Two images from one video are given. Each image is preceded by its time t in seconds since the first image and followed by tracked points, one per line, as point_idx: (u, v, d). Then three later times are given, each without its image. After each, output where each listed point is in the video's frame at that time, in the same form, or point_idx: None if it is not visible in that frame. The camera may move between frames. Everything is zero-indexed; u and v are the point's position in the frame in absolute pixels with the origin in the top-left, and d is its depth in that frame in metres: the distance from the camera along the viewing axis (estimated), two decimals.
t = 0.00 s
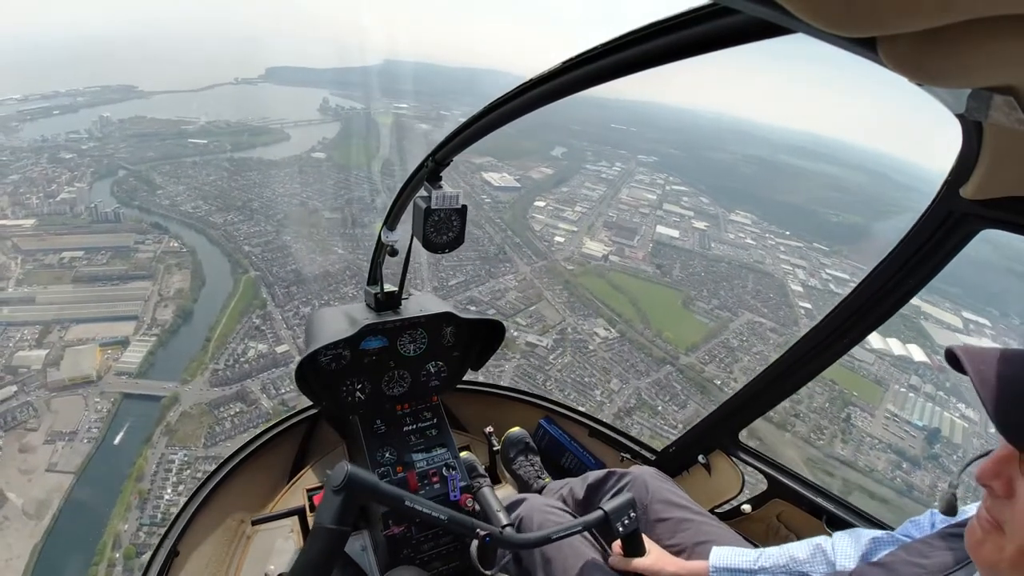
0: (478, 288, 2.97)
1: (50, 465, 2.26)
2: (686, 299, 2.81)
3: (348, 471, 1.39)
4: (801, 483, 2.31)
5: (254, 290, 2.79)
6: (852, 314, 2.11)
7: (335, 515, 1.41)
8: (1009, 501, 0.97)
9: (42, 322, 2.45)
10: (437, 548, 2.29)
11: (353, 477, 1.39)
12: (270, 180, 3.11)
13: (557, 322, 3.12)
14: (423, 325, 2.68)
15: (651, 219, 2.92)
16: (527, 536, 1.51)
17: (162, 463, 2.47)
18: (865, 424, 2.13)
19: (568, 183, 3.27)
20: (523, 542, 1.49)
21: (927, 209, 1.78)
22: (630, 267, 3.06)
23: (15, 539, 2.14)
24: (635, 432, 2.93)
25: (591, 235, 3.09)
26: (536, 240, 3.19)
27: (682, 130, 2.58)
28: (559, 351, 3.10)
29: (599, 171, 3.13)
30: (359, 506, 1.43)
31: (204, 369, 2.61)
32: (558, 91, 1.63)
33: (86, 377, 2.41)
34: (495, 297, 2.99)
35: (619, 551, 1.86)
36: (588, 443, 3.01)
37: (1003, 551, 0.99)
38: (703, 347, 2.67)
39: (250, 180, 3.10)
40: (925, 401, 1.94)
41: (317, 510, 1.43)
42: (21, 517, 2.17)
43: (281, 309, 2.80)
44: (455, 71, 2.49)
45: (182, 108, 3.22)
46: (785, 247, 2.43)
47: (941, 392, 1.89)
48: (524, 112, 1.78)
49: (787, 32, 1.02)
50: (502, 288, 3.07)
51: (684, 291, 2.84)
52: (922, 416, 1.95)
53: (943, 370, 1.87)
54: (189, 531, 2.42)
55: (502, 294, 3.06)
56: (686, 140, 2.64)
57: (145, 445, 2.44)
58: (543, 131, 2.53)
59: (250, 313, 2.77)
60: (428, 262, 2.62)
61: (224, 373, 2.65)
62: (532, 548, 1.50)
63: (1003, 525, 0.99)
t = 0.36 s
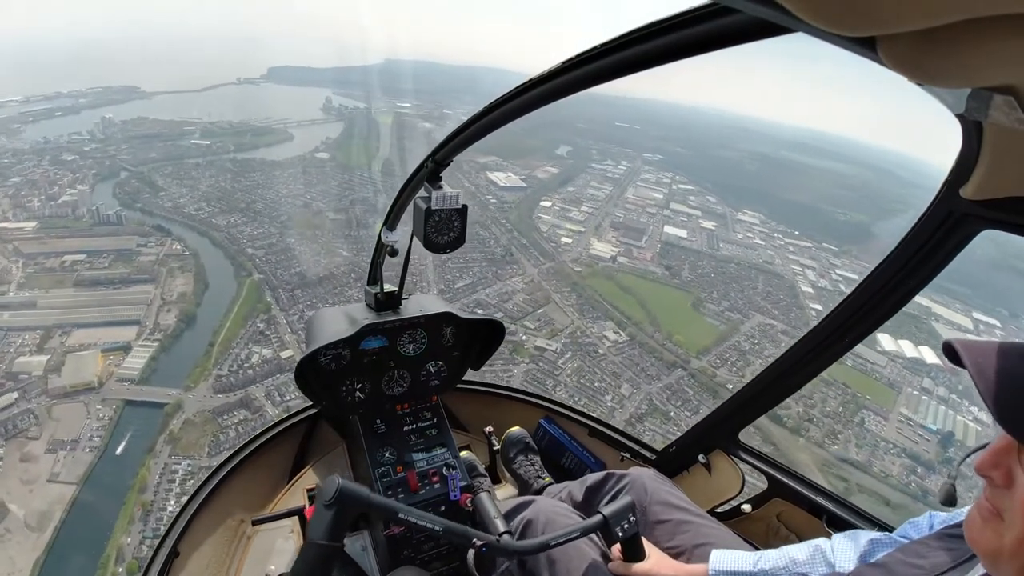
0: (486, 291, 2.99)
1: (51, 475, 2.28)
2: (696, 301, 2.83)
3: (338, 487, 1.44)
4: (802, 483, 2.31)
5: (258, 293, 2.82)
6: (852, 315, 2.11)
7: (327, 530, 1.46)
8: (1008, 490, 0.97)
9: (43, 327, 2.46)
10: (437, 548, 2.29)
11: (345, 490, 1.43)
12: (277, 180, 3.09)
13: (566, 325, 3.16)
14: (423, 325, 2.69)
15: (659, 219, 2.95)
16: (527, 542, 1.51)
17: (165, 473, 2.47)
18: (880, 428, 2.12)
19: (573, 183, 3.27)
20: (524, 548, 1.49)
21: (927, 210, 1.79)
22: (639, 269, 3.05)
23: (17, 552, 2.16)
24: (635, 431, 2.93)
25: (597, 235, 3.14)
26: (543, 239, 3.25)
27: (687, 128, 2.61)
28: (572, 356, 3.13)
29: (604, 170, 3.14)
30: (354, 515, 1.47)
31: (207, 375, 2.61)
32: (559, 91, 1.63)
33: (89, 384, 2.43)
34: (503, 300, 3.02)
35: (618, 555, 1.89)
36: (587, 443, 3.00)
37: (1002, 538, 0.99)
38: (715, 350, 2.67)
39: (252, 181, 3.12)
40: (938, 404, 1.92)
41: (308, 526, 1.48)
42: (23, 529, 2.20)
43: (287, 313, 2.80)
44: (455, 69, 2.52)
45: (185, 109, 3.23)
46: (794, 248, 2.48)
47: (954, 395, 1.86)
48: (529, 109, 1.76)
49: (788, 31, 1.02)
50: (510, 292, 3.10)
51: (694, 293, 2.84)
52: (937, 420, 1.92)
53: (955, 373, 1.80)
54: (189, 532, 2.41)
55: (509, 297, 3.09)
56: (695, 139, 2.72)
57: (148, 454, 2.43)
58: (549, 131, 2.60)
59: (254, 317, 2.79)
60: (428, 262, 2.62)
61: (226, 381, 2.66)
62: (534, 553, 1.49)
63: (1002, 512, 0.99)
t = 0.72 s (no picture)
0: (503, 298, 2.98)
1: (60, 483, 2.27)
2: (716, 310, 2.82)
3: (356, 473, 1.40)
4: (803, 484, 2.31)
5: (271, 299, 2.83)
6: (851, 315, 2.11)
7: (343, 516, 1.41)
8: (1005, 483, 0.97)
9: (55, 331, 2.46)
10: (437, 547, 2.30)
11: (362, 478, 1.40)
12: (292, 184, 3.10)
13: (582, 334, 3.13)
14: (423, 325, 2.69)
15: (677, 224, 3.00)
16: (531, 539, 1.52)
17: (175, 484, 2.50)
18: (903, 444, 2.04)
19: (589, 188, 3.36)
20: (526, 544, 1.49)
21: (927, 210, 1.79)
22: (656, 275, 3.07)
23: (24, 561, 2.15)
24: (635, 431, 2.94)
25: (614, 240, 3.19)
26: (559, 247, 3.25)
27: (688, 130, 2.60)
28: (589, 363, 3.10)
29: (620, 174, 3.25)
30: (365, 508, 1.44)
31: (219, 383, 2.65)
32: (558, 91, 1.63)
33: (99, 391, 2.44)
34: (521, 308, 3.04)
35: (619, 554, 1.87)
36: (587, 442, 3.01)
37: (1002, 531, 0.98)
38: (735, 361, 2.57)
39: (269, 185, 3.08)
40: (962, 419, 1.81)
41: (324, 512, 1.42)
42: (30, 537, 2.19)
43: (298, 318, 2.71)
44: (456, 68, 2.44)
45: (204, 112, 3.22)
46: (814, 256, 2.30)
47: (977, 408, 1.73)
48: (528, 109, 1.76)
49: (786, 32, 1.03)
50: (529, 301, 3.12)
51: (715, 303, 2.85)
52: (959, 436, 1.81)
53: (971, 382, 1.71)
54: (190, 531, 2.42)
55: (527, 305, 3.11)
56: (707, 143, 2.70)
57: (158, 463, 2.45)
58: (552, 130, 2.62)
59: (268, 325, 2.79)
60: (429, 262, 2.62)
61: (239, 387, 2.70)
62: (537, 550, 1.50)
63: (1001, 505, 0.98)
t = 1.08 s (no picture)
0: (512, 308, 3.04)
1: (58, 500, 2.24)
2: (726, 317, 2.67)
3: (355, 471, 1.41)
4: (802, 484, 2.30)
5: (274, 309, 2.78)
6: (852, 314, 2.11)
7: (343, 514, 1.40)
8: (995, 493, 0.98)
9: (56, 342, 2.45)
10: (437, 547, 2.29)
11: (362, 476, 1.40)
12: (294, 190, 3.05)
13: (592, 344, 3.12)
14: (423, 325, 2.69)
15: (683, 231, 2.85)
16: (530, 538, 1.51)
17: (174, 501, 2.47)
18: (918, 454, 1.95)
19: (595, 193, 3.32)
20: (524, 543, 1.49)
21: (927, 210, 1.78)
22: (663, 282, 2.97)
23: None
24: (635, 431, 2.94)
25: (621, 247, 3.10)
26: (568, 255, 3.27)
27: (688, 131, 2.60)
28: (598, 374, 3.08)
29: (626, 179, 3.11)
30: (365, 506, 1.43)
31: (220, 397, 2.63)
32: (558, 91, 1.63)
33: (99, 405, 2.42)
34: (525, 318, 3.12)
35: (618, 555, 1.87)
36: (587, 442, 3.01)
37: (994, 539, 0.98)
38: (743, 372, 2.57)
39: (272, 192, 3.07)
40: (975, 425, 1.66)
41: (323, 511, 1.41)
42: (28, 555, 2.14)
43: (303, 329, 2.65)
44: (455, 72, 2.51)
45: (206, 118, 3.22)
46: (824, 259, 2.22)
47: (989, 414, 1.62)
48: (526, 109, 1.77)
49: (785, 32, 1.03)
50: (535, 309, 3.18)
51: (724, 308, 2.70)
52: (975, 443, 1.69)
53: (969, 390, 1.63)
54: (189, 531, 2.42)
55: (533, 313, 3.17)
56: (716, 147, 2.67)
57: (158, 479, 2.43)
58: (552, 134, 2.70)
59: (270, 334, 2.76)
60: (430, 263, 2.62)
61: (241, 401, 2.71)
62: (535, 549, 1.49)
63: (992, 514, 0.98)
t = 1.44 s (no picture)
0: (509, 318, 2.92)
1: (44, 519, 2.18)
2: (725, 328, 2.60)
3: (360, 463, 1.41)
4: (802, 484, 2.30)
5: (266, 321, 2.74)
6: (851, 315, 2.11)
7: (348, 508, 1.42)
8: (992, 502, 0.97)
9: (44, 352, 2.41)
10: (437, 548, 2.29)
11: (367, 469, 1.40)
12: (289, 198, 3.03)
13: (591, 356, 3.03)
14: (423, 325, 2.69)
15: (681, 238, 2.84)
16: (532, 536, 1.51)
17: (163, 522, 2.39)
18: (920, 466, 1.90)
19: (590, 201, 3.29)
20: (525, 542, 1.48)
21: (927, 210, 1.78)
22: (661, 292, 2.92)
23: None
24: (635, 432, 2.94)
25: (618, 254, 3.07)
26: (563, 263, 3.19)
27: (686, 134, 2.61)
28: (597, 388, 2.97)
29: (621, 186, 3.16)
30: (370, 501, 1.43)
31: (209, 412, 2.56)
32: (558, 91, 1.62)
33: (84, 419, 2.34)
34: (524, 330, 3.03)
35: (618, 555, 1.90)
36: (587, 442, 3.02)
37: (992, 547, 0.98)
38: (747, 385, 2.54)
39: (264, 202, 3.07)
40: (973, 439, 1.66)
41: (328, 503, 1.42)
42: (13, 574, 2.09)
43: (295, 342, 2.66)
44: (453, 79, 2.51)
45: (199, 126, 3.24)
46: (820, 268, 2.21)
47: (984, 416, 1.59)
48: (526, 109, 1.76)
49: (786, 32, 1.03)
50: (532, 322, 3.07)
51: (722, 320, 2.63)
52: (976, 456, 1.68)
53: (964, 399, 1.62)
54: (189, 533, 2.43)
55: (531, 324, 3.06)
56: (713, 155, 2.67)
57: (145, 500, 2.34)
58: (550, 140, 2.70)
59: (261, 347, 2.72)
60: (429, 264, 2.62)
61: (230, 416, 2.65)
62: (537, 547, 1.49)
63: (989, 522, 0.98)
